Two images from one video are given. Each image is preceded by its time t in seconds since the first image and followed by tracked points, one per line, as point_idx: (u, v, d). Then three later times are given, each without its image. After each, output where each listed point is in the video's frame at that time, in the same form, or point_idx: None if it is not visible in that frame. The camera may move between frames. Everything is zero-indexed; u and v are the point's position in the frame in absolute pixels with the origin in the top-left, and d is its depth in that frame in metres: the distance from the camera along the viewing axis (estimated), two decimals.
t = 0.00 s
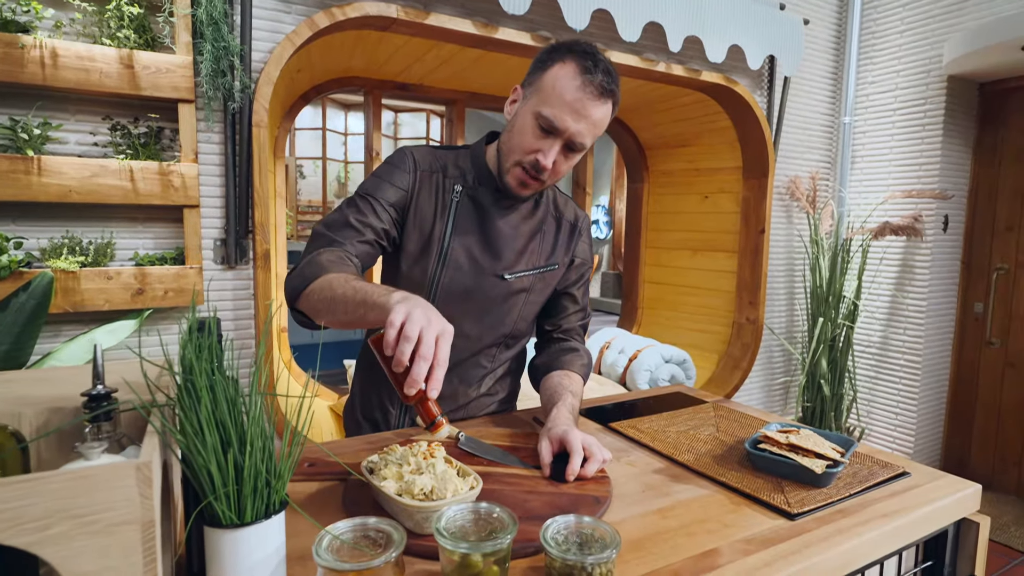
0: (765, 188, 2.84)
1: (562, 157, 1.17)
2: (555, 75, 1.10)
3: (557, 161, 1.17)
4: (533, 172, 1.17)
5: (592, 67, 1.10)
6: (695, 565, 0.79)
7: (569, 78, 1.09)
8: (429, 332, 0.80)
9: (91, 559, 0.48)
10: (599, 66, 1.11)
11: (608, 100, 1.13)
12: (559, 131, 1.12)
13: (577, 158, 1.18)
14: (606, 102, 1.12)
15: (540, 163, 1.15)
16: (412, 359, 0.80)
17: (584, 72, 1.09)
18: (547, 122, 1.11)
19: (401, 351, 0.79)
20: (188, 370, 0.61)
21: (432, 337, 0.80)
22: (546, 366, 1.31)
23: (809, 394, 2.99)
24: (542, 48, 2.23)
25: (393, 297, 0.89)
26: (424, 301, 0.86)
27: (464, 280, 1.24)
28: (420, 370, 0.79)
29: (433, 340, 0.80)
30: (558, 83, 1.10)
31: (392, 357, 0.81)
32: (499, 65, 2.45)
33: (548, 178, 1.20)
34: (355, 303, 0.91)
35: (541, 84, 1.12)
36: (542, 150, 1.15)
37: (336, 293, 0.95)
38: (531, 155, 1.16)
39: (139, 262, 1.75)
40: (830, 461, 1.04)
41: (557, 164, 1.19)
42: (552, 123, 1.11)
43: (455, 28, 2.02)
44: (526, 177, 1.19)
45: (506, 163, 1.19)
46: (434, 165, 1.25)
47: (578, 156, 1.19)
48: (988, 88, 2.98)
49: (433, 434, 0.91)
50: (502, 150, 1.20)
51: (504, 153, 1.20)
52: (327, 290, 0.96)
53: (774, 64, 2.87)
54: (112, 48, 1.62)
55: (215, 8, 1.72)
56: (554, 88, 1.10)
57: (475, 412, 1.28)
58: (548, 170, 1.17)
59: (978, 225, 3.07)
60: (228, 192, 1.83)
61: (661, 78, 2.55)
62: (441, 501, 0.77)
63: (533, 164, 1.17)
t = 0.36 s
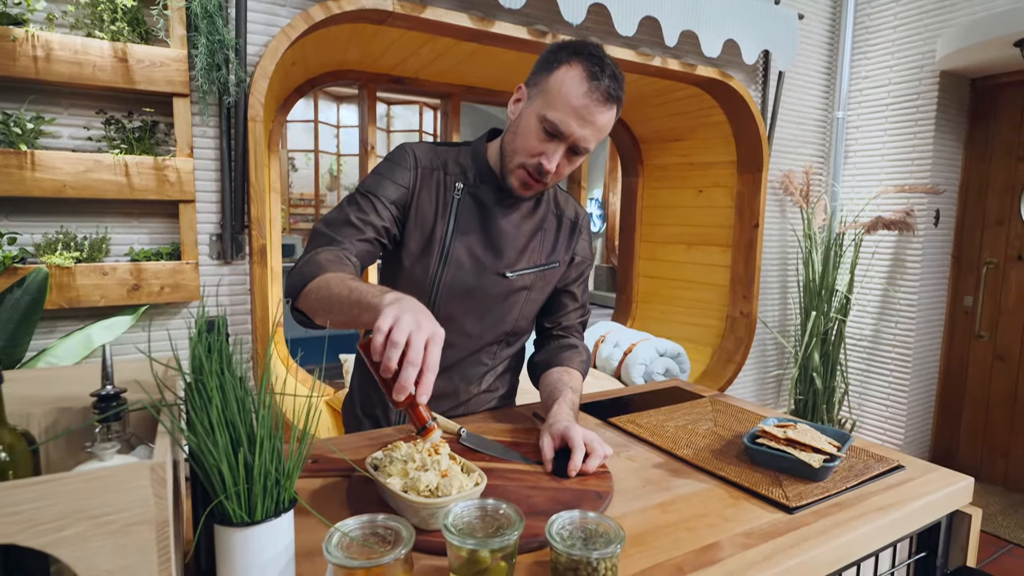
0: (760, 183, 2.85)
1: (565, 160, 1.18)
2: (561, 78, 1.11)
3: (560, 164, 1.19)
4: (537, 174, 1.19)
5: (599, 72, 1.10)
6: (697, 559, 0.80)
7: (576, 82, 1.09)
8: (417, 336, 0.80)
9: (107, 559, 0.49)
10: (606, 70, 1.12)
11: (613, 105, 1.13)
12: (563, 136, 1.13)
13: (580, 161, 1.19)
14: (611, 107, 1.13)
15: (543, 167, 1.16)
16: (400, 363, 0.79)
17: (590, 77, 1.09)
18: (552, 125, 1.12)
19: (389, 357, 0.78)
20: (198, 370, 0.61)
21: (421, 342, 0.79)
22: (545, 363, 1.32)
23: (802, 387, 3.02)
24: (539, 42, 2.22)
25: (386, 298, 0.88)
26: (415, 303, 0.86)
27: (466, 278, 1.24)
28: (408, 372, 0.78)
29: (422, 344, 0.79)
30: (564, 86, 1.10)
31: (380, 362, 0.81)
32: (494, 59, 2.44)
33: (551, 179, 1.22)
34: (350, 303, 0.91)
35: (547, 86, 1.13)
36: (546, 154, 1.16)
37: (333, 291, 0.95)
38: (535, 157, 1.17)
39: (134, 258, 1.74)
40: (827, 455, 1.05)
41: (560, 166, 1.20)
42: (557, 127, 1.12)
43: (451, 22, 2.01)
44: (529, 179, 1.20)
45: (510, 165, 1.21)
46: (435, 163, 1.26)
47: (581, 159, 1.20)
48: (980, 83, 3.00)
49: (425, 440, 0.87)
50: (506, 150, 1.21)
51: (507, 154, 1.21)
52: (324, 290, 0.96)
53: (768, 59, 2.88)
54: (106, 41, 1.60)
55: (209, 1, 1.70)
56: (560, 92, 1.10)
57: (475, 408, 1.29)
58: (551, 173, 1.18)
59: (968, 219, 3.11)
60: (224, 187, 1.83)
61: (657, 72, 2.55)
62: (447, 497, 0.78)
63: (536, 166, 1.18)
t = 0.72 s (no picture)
0: (759, 175, 2.86)
1: (569, 158, 1.19)
2: (565, 77, 1.11)
3: (564, 162, 1.20)
4: (541, 172, 1.20)
5: (603, 70, 1.10)
6: (702, 550, 0.82)
7: (579, 81, 1.10)
8: (406, 316, 0.81)
9: (134, 551, 0.50)
10: (610, 68, 1.12)
11: (617, 103, 1.14)
12: (567, 135, 1.14)
13: (583, 159, 1.20)
14: (615, 106, 1.13)
15: (548, 165, 1.17)
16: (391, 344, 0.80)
17: (594, 77, 1.10)
18: (556, 124, 1.13)
19: (378, 337, 0.79)
20: (217, 366, 0.62)
21: (410, 323, 0.80)
22: (549, 356, 1.33)
23: (800, 378, 3.04)
24: (540, 34, 2.22)
25: (378, 284, 0.89)
26: (406, 288, 0.87)
27: (469, 273, 1.25)
28: (397, 354, 0.79)
29: (411, 324, 0.80)
30: (568, 85, 1.11)
31: (371, 344, 0.82)
32: (495, 51, 2.44)
33: (555, 177, 1.23)
34: (345, 290, 0.92)
35: (550, 84, 1.13)
36: (550, 152, 1.17)
37: (330, 282, 0.96)
38: (538, 156, 1.18)
39: (138, 251, 1.74)
40: (827, 448, 1.07)
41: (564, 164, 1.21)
42: (560, 126, 1.13)
43: (452, 14, 2.01)
44: (533, 176, 1.21)
45: (515, 164, 1.21)
46: (436, 158, 1.26)
47: (584, 156, 1.21)
48: (979, 76, 3.01)
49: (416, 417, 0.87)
50: (510, 148, 1.22)
51: (512, 151, 1.22)
52: (321, 282, 0.97)
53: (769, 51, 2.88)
54: (107, 34, 1.60)
55: None
56: (563, 91, 1.11)
57: (480, 400, 1.31)
58: (555, 171, 1.19)
59: (966, 212, 3.12)
60: (226, 180, 1.83)
61: (658, 65, 2.54)
62: (457, 490, 0.79)
63: (540, 164, 1.19)
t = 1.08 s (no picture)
0: (763, 169, 2.86)
1: (574, 160, 1.21)
2: (573, 81, 1.11)
3: (569, 163, 1.21)
4: (546, 173, 1.22)
5: (612, 76, 1.11)
6: (708, 542, 0.83)
7: (588, 86, 1.10)
8: (451, 309, 0.84)
9: (164, 544, 0.52)
10: (619, 73, 1.13)
11: (623, 109, 1.15)
12: (573, 139, 1.15)
13: (588, 161, 1.22)
14: (621, 111, 1.14)
15: (553, 167, 1.19)
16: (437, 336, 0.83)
17: (603, 82, 1.10)
18: (563, 128, 1.14)
19: (424, 331, 0.82)
20: (240, 365, 0.64)
21: (454, 317, 0.83)
22: (556, 351, 1.35)
23: (802, 371, 3.05)
24: (544, 29, 2.22)
25: (412, 281, 0.92)
26: (442, 284, 0.90)
27: (478, 270, 1.27)
28: (443, 347, 0.82)
29: (455, 318, 0.83)
30: (576, 89, 1.11)
31: (415, 337, 0.85)
32: (499, 45, 2.44)
33: (560, 177, 1.25)
34: (374, 286, 0.95)
35: (558, 88, 1.14)
36: (556, 154, 1.18)
37: (355, 281, 0.98)
38: (544, 157, 1.19)
39: (146, 247, 1.75)
40: (831, 442, 1.09)
41: (569, 165, 1.23)
42: (567, 130, 1.14)
43: (457, 9, 2.01)
44: (538, 177, 1.23)
45: (521, 163, 1.23)
46: (444, 157, 1.27)
47: (589, 158, 1.23)
48: (984, 70, 3.02)
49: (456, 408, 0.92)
50: (517, 147, 1.23)
51: (517, 151, 1.23)
52: (348, 282, 0.99)
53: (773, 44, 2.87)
54: (115, 30, 1.60)
55: None
56: (571, 95, 1.11)
57: (488, 394, 1.33)
58: (560, 173, 1.21)
59: (969, 206, 3.13)
60: (233, 175, 1.84)
61: (662, 58, 2.54)
62: (470, 484, 0.81)
63: (546, 165, 1.21)
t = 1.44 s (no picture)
0: (766, 166, 2.87)
1: (584, 167, 1.23)
2: (588, 91, 1.12)
3: (579, 169, 1.23)
4: (556, 178, 1.24)
5: (625, 89, 1.12)
6: (714, 538, 0.85)
7: (602, 97, 1.11)
8: (475, 313, 0.86)
9: (192, 538, 0.54)
10: (632, 86, 1.13)
11: (635, 120, 1.16)
12: (584, 148, 1.17)
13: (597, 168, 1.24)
14: (632, 123, 1.15)
15: (563, 173, 1.21)
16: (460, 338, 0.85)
17: (617, 94, 1.11)
18: (574, 137, 1.16)
19: (448, 333, 0.84)
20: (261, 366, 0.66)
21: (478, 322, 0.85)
22: (565, 350, 1.37)
23: (804, 367, 3.06)
24: (549, 26, 2.23)
25: (434, 283, 0.94)
26: (463, 288, 0.91)
27: (487, 269, 1.29)
28: (465, 348, 0.84)
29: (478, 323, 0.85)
30: (590, 99, 1.12)
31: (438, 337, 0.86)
32: (503, 43, 2.45)
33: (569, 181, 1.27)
34: (394, 284, 0.97)
35: (572, 96, 1.15)
36: (566, 161, 1.20)
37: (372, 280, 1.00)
38: (553, 163, 1.21)
39: (156, 245, 1.77)
40: (833, 440, 1.11)
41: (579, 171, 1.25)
42: (578, 140, 1.16)
43: (463, 7, 2.02)
44: (548, 181, 1.25)
45: (531, 167, 1.25)
46: (455, 157, 1.29)
47: (599, 165, 1.24)
48: (988, 66, 3.01)
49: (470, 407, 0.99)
50: (528, 151, 1.25)
51: (529, 154, 1.25)
52: (365, 280, 1.01)
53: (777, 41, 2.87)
54: (124, 30, 1.62)
55: None
56: (584, 104, 1.12)
57: (496, 392, 1.35)
58: (570, 179, 1.23)
59: (973, 203, 3.14)
60: (241, 173, 1.86)
61: (666, 55, 2.55)
62: (481, 481, 0.83)
63: (555, 171, 1.23)
